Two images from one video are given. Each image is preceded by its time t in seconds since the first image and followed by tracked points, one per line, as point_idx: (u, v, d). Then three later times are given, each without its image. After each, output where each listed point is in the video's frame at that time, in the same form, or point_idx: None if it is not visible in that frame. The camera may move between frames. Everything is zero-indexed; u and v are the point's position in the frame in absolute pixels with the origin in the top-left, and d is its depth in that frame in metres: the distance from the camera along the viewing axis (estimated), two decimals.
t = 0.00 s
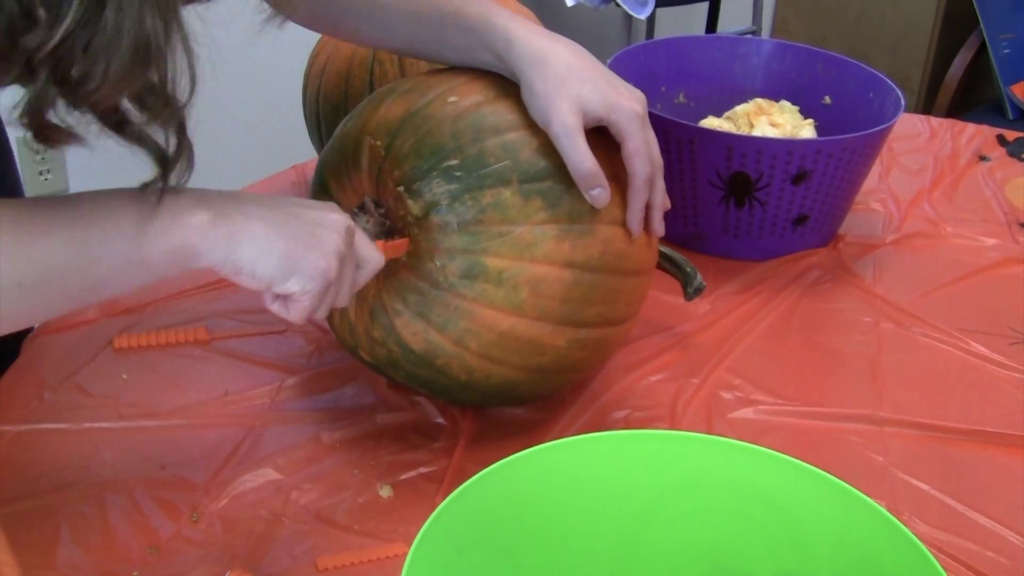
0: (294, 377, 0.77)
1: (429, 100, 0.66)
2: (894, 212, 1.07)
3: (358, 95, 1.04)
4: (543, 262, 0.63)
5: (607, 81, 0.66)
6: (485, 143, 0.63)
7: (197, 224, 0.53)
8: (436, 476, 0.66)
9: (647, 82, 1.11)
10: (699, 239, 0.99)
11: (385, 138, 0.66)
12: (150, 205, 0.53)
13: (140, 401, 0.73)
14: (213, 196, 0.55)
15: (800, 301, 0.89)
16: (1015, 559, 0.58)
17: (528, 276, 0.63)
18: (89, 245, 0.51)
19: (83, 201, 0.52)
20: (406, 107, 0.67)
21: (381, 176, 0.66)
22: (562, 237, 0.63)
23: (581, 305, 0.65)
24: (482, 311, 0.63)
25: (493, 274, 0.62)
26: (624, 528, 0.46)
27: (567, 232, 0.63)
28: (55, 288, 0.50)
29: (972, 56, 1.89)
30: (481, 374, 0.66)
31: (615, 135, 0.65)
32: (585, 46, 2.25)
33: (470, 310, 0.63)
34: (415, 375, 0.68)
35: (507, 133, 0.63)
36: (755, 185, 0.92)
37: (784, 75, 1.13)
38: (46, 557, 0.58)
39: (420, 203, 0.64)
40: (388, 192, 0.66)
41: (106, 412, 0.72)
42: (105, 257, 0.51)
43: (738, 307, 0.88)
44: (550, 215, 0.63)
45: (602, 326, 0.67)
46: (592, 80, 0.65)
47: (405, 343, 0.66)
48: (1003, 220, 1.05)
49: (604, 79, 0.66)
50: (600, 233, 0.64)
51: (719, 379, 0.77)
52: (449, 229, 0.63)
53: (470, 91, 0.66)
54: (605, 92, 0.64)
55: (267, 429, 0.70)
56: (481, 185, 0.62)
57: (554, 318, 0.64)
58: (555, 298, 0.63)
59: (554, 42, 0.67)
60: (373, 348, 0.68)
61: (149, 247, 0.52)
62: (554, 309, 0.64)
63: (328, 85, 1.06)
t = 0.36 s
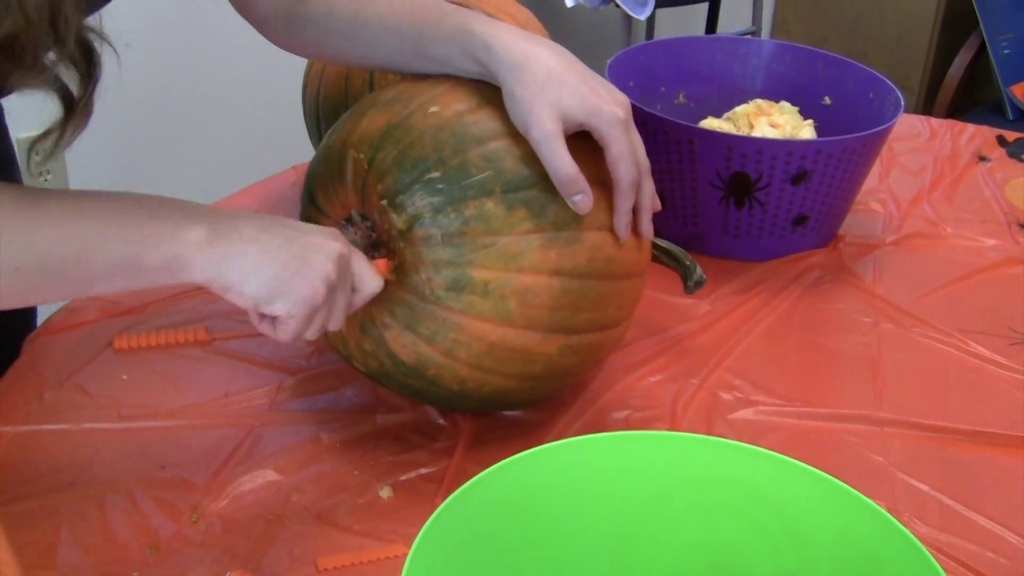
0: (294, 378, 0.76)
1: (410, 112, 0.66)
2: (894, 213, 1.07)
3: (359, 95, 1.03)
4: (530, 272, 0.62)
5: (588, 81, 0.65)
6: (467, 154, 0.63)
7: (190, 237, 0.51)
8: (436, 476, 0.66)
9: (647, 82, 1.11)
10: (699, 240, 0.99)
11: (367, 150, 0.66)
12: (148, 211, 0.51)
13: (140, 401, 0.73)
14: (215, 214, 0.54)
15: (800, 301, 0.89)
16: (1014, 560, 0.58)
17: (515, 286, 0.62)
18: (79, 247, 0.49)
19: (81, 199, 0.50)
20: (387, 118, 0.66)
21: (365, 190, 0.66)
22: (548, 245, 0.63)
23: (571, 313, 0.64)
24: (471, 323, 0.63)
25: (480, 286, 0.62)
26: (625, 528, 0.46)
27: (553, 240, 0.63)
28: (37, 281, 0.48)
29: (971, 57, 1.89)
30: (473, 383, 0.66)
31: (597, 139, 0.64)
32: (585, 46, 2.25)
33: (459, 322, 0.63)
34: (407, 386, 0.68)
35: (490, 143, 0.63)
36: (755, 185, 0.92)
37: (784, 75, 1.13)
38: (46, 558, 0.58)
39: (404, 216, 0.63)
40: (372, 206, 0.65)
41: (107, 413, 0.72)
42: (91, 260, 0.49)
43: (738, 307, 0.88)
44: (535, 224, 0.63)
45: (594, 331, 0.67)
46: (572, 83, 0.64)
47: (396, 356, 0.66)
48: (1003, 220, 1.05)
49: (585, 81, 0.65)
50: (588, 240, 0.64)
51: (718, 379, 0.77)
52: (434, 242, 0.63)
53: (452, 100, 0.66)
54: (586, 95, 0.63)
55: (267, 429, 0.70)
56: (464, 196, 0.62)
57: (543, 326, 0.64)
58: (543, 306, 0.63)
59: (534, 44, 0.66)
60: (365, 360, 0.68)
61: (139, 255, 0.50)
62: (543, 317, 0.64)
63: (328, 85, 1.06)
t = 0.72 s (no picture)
0: (294, 378, 0.77)
1: (381, 129, 0.66)
2: (894, 213, 1.07)
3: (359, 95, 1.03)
4: (502, 285, 0.62)
5: (560, 86, 0.64)
6: (435, 170, 0.63)
7: (188, 253, 0.52)
8: (436, 476, 0.66)
9: (647, 82, 1.11)
10: (699, 240, 0.99)
11: (339, 169, 0.66)
12: (144, 224, 0.52)
13: (140, 401, 0.73)
14: (211, 229, 0.54)
15: (800, 301, 0.89)
16: (1014, 559, 0.58)
17: (488, 300, 0.62)
18: (79, 257, 0.49)
19: (78, 207, 0.51)
20: (359, 136, 0.67)
21: (339, 207, 0.66)
22: (520, 258, 0.62)
23: (549, 322, 0.64)
24: (447, 338, 0.63)
25: (453, 301, 0.62)
26: (625, 528, 0.46)
27: (525, 252, 0.63)
28: (35, 288, 0.48)
29: (972, 56, 1.89)
30: (455, 395, 0.66)
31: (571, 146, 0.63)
32: (585, 46, 2.25)
33: (435, 337, 0.63)
34: (393, 399, 0.68)
35: (459, 157, 0.63)
36: (755, 185, 0.92)
37: (784, 75, 1.13)
38: (46, 558, 0.58)
39: (376, 235, 0.63)
40: (346, 223, 0.65)
41: (107, 413, 0.72)
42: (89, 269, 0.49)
43: (738, 307, 0.88)
44: (506, 237, 0.62)
45: (578, 338, 0.67)
46: (542, 90, 0.63)
47: (377, 371, 0.66)
48: (1003, 220, 1.05)
49: (556, 86, 0.64)
50: (561, 249, 0.64)
51: (718, 379, 0.77)
52: (404, 259, 0.62)
53: (422, 115, 0.66)
54: (556, 101, 0.62)
55: (267, 429, 0.70)
56: (432, 213, 0.62)
57: (522, 338, 0.64)
58: (519, 318, 0.63)
59: (505, 52, 0.66)
60: (351, 373, 0.68)
61: (137, 269, 0.51)
62: (520, 329, 0.63)
63: (327, 86, 1.06)
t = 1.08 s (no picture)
0: (294, 377, 0.76)
1: (362, 132, 0.66)
2: (894, 212, 1.07)
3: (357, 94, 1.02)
4: (484, 284, 0.62)
5: (538, 82, 0.65)
6: (414, 170, 0.63)
7: (110, 336, 0.53)
8: (436, 475, 0.66)
9: (647, 82, 1.11)
10: (699, 239, 0.99)
11: (322, 172, 0.67)
12: (67, 301, 0.52)
13: (140, 400, 0.73)
14: (141, 304, 0.55)
15: (800, 301, 0.89)
16: (1014, 559, 0.58)
17: (471, 299, 0.62)
18: None
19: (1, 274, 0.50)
20: (341, 140, 0.67)
21: (323, 210, 0.66)
22: (501, 256, 0.62)
23: (534, 321, 0.64)
24: (432, 337, 0.63)
25: (436, 301, 0.62)
26: (625, 527, 0.46)
27: (506, 250, 0.63)
28: None
29: (972, 56, 1.89)
30: (445, 395, 0.65)
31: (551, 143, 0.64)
32: (585, 45, 2.25)
33: (420, 337, 0.63)
34: (384, 400, 0.68)
35: (438, 157, 0.64)
36: (755, 184, 0.92)
37: (784, 75, 1.13)
38: (46, 557, 0.58)
39: (357, 237, 0.64)
40: (330, 225, 0.66)
41: (107, 412, 0.72)
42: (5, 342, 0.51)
43: (737, 306, 0.88)
44: (487, 236, 0.62)
45: (566, 334, 0.66)
46: (520, 88, 0.64)
47: (366, 373, 0.66)
48: (1003, 220, 1.05)
49: (534, 83, 0.65)
50: (543, 246, 0.64)
51: (718, 379, 0.77)
52: (386, 260, 0.62)
53: (402, 116, 0.66)
54: (534, 99, 0.63)
55: (267, 429, 0.70)
56: (412, 215, 0.62)
57: (507, 337, 0.64)
58: (503, 317, 0.63)
59: (484, 51, 0.67)
60: (341, 376, 0.68)
61: (57, 336, 0.52)
62: (504, 327, 0.63)
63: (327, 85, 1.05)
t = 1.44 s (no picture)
0: (295, 377, 0.77)
1: (349, 127, 0.67)
2: (894, 213, 1.07)
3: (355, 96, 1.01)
4: (469, 275, 0.62)
5: (522, 71, 0.65)
6: (398, 164, 0.63)
7: (77, 358, 0.55)
8: (435, 476, 0.66)
9: (647, 82, 1.11)
10: (699, 240, 0.99)
11: (310, 168, 0.67)
12: (36, 324, 0.54)
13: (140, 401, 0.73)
14: (108, 326, 0.56)
15: (800, 301, 0.89)
16: (1014, 559, 0.58)
17: (457, 290, 0.62)
18: None
19: None
20: (330, 136, 0.67)
21: (312, 206, 0.66)
22: (487, 247, 0.62)
23: (522, 312, 0.64)
24: (421, 329, 0.63)
25: (422, 293, 0.62)
26: (625, 527, 0.46)
27: (492, 241, 0.63)
28: None
29: (972, 56, 1.90)
30: (435, 389, 0.65)
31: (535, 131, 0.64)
32: (585, 46, 2.25)
33: (408, 330, 0.63)
34: (377, 396, 0.67)
35: (424, 150, 0.64)
36: (755, 185, 0.92)
37: (784, 75, 1.13)
38: (46, 557, 0.58)
39: (344, 230, 0.63)
40: (319, 221, 0.66)
41: (107, 412, 0.72)
42: None
43: (738, 307, 0.88)
44: (472, 227, 0.62)
45: (555, 327, 0.66)
46: (503, 77, 0.64)
47: (357, 368, 0.65)
48: (1003, 220, 1.05)
49: (519, 72, 0.65)
50: (529, 237, 0.64)
51: (718, 379, 0.77)
52: (372, 253, 0.62)
53: (389, 111, 0.67)
54: (518, 86, 0.64)
55: (267, 429, 0.70)
56: (397, 208, 0.62)
57: (495, 328, 0.64)
58: (491, 308, 0.63)
59: (470, 43, 0.67)
60: (335, 373, 0.68)
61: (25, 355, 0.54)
62: (492, 319, 0.63)
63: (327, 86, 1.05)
